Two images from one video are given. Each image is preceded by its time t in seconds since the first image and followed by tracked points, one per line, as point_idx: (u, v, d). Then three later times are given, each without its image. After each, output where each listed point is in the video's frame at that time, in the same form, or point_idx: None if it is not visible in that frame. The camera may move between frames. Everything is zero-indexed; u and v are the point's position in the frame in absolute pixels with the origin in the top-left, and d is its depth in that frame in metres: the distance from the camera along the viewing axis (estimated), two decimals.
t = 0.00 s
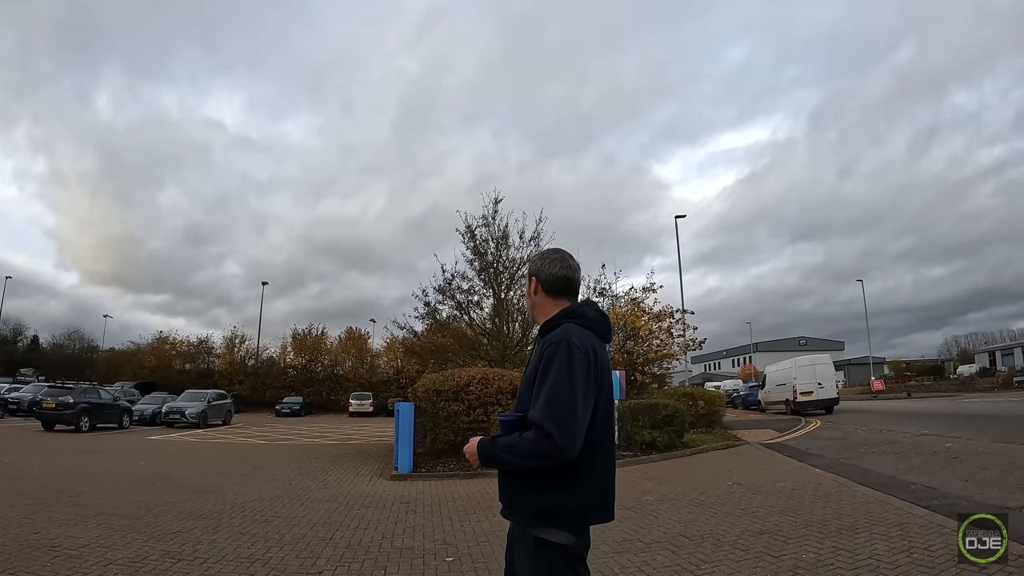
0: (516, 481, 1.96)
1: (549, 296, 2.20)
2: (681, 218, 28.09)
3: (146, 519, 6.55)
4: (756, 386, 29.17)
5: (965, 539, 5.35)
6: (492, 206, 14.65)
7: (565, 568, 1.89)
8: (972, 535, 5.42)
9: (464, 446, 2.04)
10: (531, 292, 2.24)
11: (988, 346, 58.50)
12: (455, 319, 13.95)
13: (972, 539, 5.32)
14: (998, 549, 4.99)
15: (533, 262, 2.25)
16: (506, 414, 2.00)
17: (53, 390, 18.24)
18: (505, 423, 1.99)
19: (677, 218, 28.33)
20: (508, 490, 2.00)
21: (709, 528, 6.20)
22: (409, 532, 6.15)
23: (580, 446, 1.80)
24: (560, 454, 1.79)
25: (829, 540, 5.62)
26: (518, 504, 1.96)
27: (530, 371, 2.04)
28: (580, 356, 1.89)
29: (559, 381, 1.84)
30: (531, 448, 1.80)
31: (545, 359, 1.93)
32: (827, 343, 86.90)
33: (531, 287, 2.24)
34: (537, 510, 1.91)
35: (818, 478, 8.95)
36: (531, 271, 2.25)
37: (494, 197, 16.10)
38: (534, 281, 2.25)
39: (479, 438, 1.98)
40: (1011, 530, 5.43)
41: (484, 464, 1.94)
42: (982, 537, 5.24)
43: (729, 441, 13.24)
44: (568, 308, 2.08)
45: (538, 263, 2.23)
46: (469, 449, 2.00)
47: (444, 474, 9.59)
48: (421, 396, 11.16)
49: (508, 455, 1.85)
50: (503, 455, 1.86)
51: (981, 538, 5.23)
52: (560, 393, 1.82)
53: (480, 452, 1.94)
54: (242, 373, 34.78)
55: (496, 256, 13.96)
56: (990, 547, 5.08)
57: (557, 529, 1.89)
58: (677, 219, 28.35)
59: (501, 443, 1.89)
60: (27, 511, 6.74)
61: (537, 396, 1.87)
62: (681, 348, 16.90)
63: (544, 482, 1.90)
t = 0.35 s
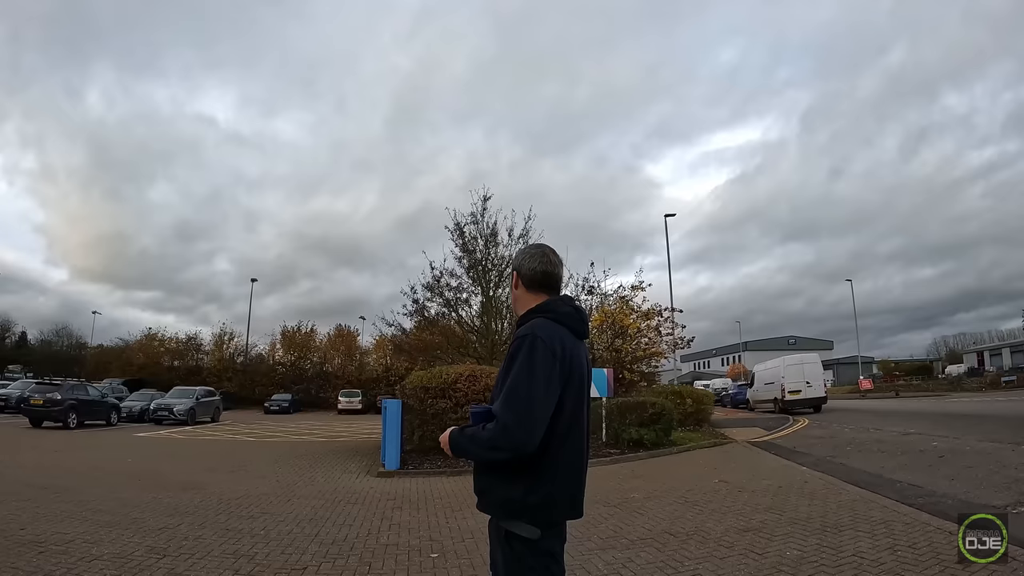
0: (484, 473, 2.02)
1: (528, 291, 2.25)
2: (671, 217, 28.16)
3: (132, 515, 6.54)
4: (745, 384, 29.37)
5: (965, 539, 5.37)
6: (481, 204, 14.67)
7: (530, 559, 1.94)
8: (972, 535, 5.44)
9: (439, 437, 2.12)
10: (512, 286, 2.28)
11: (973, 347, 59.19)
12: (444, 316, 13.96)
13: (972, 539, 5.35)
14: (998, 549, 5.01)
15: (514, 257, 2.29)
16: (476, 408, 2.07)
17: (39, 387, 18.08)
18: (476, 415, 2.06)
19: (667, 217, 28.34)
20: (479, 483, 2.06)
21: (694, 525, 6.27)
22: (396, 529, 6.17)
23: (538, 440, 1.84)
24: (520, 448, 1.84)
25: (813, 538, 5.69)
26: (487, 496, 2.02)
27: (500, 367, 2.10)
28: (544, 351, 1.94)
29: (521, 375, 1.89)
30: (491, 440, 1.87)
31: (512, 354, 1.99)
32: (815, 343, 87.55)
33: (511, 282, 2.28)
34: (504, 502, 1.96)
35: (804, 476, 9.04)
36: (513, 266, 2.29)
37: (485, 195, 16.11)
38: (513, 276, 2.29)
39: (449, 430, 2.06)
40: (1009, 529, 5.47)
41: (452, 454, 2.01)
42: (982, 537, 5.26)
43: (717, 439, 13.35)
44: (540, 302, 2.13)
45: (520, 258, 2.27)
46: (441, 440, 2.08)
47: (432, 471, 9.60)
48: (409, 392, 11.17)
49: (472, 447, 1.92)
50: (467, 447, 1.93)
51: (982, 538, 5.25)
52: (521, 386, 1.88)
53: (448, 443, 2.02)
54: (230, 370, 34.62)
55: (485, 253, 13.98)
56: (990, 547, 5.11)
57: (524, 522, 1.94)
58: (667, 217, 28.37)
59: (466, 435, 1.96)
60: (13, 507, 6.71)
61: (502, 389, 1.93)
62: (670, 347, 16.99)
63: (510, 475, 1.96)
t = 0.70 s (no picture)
0: (477, 474, 2.02)
1: (518, 290, 2.27)
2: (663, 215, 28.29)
3: (122, 512, 6.53)
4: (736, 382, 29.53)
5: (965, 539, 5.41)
6: (472, 201, 14.67)
7: (524, 559, 1.97)
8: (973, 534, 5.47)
9: (426, 438, 2.07)
10: (501, 285, 2.27)
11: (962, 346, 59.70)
12: (436, 313, 13.96)
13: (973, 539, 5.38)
14: (998, 549, 5.04)
15: (504, 255, 2.29)
16: (467, 407, 2.06)
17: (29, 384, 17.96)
18: (468, 415, 2.05)
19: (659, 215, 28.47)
20: (469, 485, 2.05)
21: (683, 523, 6.33)
22: (386, 527, 6.19)
23: (542, 440, 1.87)
24: (524, 447, 1.86)
25: (802, 536, 5.75)
26: (478, 497, 2.02)
27: (492, 367, 2.10)
28: (544, 352, 1.97)
29: (524, 375, 1.91)
30: (493, 441, 1.87)
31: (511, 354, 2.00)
32: (806, 341, 88.06)
33: (501, 280, 2.27)
34: (497, 503, 1.97)
35: (794, 474, 9.11)
36: (503, 263, 2.28)
37: (477, 192, 16.11)
38: (503, 274, 2.28)
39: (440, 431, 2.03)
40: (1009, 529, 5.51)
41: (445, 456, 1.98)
42: (982, 537, 5.29)
43: (708, 437, 13.44)
44: (534, 302, 2.15)
45: (510, 256, 2.27)
46: (431, 440, 2.05)
47: (423, 468, 9.61)
48: (400, 389, 11.18)
49: (471, 448, 1.91)
50: (466, 448, 1.92)
51: (982, 538, 5.28)
52: (525, 386, 1.89)
53: (440, 445, 1.99)
54: (222, 367, 34.47)
55: (476, 251, 13.99)
56: (990, 547, 5.14)
57: (518, 522, 1.96)
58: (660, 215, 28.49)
59: (463, 435, 1.95)
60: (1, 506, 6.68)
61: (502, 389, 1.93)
62: (661, 345, 17.06)
63: (504, 476, 1.97)
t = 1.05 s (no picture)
0: (487, 473, 1.99)
1: (525, 290, 2.28)
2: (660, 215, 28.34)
3: (118, 511, 6.52)
4: (732, 382, 29.60)
5: (965, 539, 5.43)
6: (469, 200, 14.65)
7: (534, 557, 1.98)
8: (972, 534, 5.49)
9: (431, 440, 1.97)
10: (511, 285, 2.25)
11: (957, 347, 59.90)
12: (432, 312, 13.96)
13: (972, 539, 5.40)
14: (998, 549, 5.07)
15: (515, 254, 2.26)
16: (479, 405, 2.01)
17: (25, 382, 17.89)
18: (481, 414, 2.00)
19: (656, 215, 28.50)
20: (477, 485, 2.02)
21: (679, 522, 6.35)
22: (383, 526, 6.19)
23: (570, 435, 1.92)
24: (556, 442, 1.89)
25: (798, 535, 5.77)
26: (487, 497, 1.99)
27: (501, 364, 2.08)
28: (564, 349, 2.01)
29: (553, 371, 1.93)
30: (527, 438, 1.85)
31: (530, 350, 2.00)
32: (802, 341, 88.30)
33: (513, 280, 2.25)
34: (510, 502, 1.96)
35: (790, 474, 9.13)
36: (513, 262, 2.26)
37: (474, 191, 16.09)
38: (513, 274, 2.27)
39: (453, 431, 1.95)
40: (1009, 529, 5.53)
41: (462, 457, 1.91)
42: (982, 537, 5.31)
43: (704, 437, 13.48)
44: (541, 300, 2.17)
45: (523, 257, 2.27)
46: (442, 441, 1.95)
47: (419, 467, 9.61)
48: (397, 388, 11.18)
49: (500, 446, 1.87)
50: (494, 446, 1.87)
51: (982, 538, 5.30)
52: (556, 382, 1.92)
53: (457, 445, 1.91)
54: (218, 365, 34.39)
55: (473, 250, 13.99)
56: (990, 547, 5.17)
57: (530, 520, 1.97)
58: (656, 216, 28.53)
59: (487, 434, 1.89)
60: None
61: (527, 386, 1.92)
62: (657, 344, 17.09)
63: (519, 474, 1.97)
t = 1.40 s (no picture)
0: (498, 473, 1.97)
1: (535, 291, 2.34)
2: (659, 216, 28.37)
3: (117, 510, 6.51)
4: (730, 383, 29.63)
5: (965, 539, 5.44)
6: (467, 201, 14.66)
7: (542, 554, 1.99)
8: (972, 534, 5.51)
9: (445, 440, 1.90)
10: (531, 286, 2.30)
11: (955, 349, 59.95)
12: (430, 313, 13.96)
13: (972, 539, 5.42)
14: (998, 549, 5.08)
15: (537, 257, 2.31)
16: (493, 405, 1.99)
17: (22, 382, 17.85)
18: (495, 413, 1.97)
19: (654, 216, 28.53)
20: (486, 485, 1.99)
21: (677, 522, 6.35)
22: (381, 526, 6.19)
23: (587, 433, 1.96)
24: (574, 440, 1.92)
25: (796, 535, 5.78)
26: (496, 497, 1.98)
27: (512, 364, 2.07)
28: (575, 350, 2.06)
29: (569, 370, 1.97)
30: (550, 437, 1.85)
31: (545, 349, 2.01)
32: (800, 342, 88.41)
33: (533, 282, 2.30)
34: (521, 500, 1.96)
35: (788, 474, 9.14)
36: (535, 266, 2.31)
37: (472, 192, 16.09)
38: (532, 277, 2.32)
39: (469, 431, 1.90)
40: (1008, 529, 5.55)
41: (481, 457, 1.87)
42: (982, 537, 5.33)
43: (703, 437, 13.49)
44: (548, 301, 2.21)
45: (542, 261, 2.33)
46: (456, 442, 1.89)
47: (417, 467, 9.60)
48: (395, 389, 11.18)
49: (521, 445, 1.85)
50: (516, 446, 1.85)
51: (982, 538, 5.32)
52: (574, 381, 1.95)
53: (475, 445, 1.86)
54: (216, 366, 34.36)
55: (471, 251, 14.00)
56: (990, 547, 5.18)
57: (539, 517, 1.98)
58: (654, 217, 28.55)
59: (508, 433, 1.86)
60: None
61: (546, 384, 1.93)
62: (656, 345, 17.11)
63: (530, 473, 1.97)
